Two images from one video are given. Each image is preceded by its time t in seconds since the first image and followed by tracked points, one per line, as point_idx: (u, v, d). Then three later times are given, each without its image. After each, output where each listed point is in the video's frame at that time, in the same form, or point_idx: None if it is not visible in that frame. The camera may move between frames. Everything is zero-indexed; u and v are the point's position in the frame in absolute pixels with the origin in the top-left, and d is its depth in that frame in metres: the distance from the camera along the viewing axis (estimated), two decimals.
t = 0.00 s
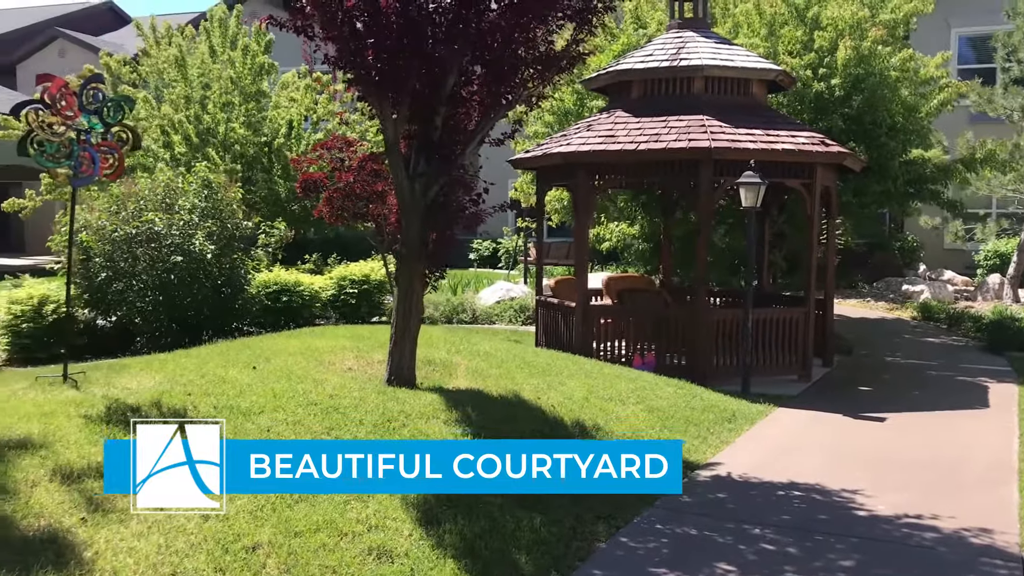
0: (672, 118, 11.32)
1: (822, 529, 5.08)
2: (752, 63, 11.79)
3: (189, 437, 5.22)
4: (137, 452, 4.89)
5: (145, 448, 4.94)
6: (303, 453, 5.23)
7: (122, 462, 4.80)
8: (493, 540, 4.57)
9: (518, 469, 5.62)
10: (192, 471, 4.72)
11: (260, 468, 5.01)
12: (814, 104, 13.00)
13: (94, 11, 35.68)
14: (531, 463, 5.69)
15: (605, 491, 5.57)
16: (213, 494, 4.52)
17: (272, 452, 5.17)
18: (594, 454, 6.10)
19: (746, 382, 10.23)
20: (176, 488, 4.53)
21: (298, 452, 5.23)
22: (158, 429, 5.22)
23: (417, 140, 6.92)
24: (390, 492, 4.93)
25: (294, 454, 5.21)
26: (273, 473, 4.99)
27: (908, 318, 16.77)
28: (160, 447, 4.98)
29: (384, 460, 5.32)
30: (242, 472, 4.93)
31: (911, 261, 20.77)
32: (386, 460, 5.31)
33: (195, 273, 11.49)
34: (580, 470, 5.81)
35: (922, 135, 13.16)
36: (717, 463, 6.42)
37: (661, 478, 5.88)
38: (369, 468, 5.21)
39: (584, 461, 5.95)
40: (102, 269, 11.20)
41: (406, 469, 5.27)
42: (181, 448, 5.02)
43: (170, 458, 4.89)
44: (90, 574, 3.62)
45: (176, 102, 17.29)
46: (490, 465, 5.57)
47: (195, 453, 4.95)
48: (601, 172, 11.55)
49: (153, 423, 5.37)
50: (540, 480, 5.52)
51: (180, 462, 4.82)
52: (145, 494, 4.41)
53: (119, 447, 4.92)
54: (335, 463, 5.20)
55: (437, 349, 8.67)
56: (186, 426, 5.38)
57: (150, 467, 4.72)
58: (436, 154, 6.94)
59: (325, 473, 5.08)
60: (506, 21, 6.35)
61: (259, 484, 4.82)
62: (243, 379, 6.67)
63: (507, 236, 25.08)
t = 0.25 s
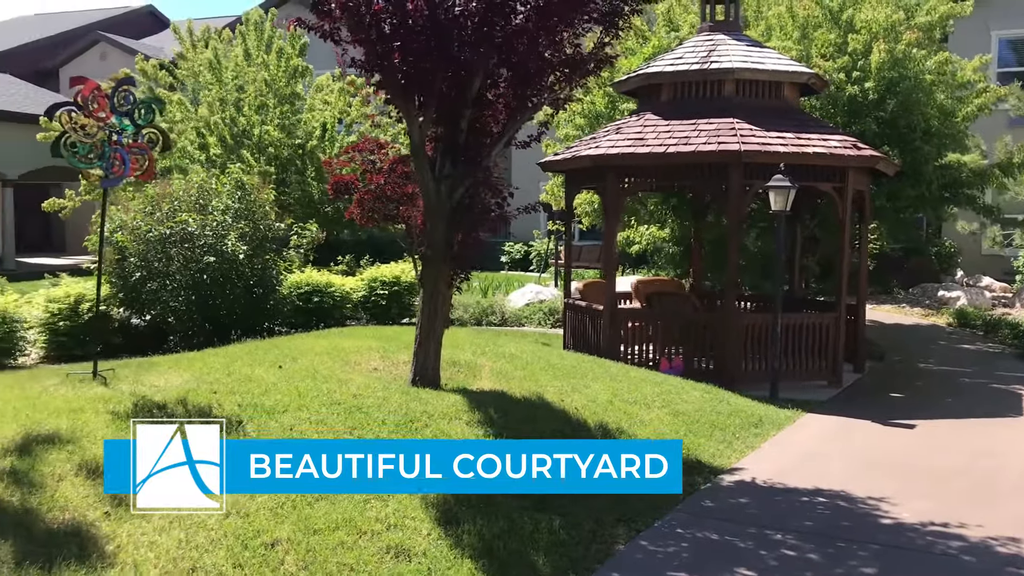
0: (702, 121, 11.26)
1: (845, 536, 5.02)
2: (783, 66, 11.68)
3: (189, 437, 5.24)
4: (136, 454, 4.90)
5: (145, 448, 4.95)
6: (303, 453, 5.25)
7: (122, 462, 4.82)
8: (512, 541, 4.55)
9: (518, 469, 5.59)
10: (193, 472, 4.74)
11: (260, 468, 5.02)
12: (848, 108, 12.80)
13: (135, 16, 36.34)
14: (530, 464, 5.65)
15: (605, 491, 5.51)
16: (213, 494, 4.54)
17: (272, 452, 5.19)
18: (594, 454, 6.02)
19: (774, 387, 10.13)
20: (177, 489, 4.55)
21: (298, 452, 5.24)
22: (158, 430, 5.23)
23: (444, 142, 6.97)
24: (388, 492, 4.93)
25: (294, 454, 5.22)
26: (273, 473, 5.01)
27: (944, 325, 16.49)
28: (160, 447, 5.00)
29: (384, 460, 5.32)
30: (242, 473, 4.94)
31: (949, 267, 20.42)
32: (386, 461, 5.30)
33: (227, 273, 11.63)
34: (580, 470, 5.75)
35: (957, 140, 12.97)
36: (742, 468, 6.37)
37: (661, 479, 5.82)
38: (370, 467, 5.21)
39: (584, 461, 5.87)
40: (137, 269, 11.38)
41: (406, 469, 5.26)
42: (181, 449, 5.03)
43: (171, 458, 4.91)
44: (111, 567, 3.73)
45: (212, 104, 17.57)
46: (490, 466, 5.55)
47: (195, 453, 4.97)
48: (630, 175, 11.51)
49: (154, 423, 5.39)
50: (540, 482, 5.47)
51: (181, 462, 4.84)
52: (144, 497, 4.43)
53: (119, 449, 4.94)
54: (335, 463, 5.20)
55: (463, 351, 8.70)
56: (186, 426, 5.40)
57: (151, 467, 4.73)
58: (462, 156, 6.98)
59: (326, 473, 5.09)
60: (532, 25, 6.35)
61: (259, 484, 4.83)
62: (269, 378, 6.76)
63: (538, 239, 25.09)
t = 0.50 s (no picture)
0: (740, 121, 11.16)
1: (875, 540, 4.96)
2: (823, 66, 11.54)
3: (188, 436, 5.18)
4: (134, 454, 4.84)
5: (145, 448, 4.90)
6: (304, 452, 5.17)
7: (121, 462, 4.77)
8: (538, 537, 4.55)
9: (518, 469, 5.47)
10: (193, 472, 4.69)
11: (260, 468, 4.96)
12: (890, 108, 12.62)
13: (182, 16, 37.04)
14: (531, 464, 5.52)
15: (609, 491, 5.38)
16: (212, 493, 4.50)
17: (272, 452, 5.12)
18: (596, 454, 5.87)
19: (810, 391, 10.01)
20: (176, 489, 4.50)
21: (298, 452, 5.17)
22: (159, 429, 5.18)
23: (478, 142, 7.01)
24: (387, 492, 4.86)
25: (294, 454, 5.15)
26: (273, 473, 4.95)
27: (989, 330, 16.14)
28: (160, 447, 4.94)
29: (384, 460, 5.24)
30: (242, 473, 4.88)
31: (995, 271, 19.98)
32: (386, 461, 5.23)
33: (267, 270, 11.86)
34: (580, 470, 5.62)
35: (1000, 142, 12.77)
36: (774, 471, 6.31)
37: (661, 479, 5.70)
38: (370, 468, 5.15)
39: (584, 461, 5.72)
40: (179, 265, 11.62)
41: (406, 469, 5.17)
42: (181, 448, 4.97)
43: (171, 457, 4.86)
44: (141, 553, 3.85)
45: (255, 103, 17.85)
46: (491, 465, 5.44)
47: (195, 452, 4.91)
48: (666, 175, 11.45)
49: (155, 423, 5.33)
50: (540, 482, 5.35)
51: (181, 462, 4.80)
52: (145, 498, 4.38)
53: (119, 447, 4.88)
54: (335, 463, 5.14)
55: (495, 349, 8.74)
56: (187, 424, 5.34)
57: (151, 467, 4.69)
58: (496, 155, 7.02)
59: (326, 473, 5.04)
60: (566, 25, 6.38)
61: (259, 484, 4.77)
62: (303, 373, 6.87)
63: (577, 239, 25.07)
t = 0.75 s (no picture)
0: (784, 120, 11.03)
1: (915, 544, 4.89)
2: (870, 64, 11.35)
3: (189, 436, 5.12)
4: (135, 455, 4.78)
5: (145, 449, 4.83)
6: (304, 452, 5.11)
7: (121, 463, 4.72)
8: (572, 532, 4.56)
9: (518, 468, 5.32)
10: (192, 473, 4.64)
11: (259, 468, 4.90)
12: (940, 107, 12.27)
13: (234, 16, 37.71)
14: (532, 464, 5.37)
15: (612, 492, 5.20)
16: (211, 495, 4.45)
17: (272, 451, 5.05)
18: (595, 451, 5.67)
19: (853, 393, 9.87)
20: (177, 491, 4.46)
21: (298, 452, 5.11)
22: (158, 429, 5.12)
23: (517, 140, 7.03)
24: (386, 493, 4.78)
25: (295, 454, 5.09)
26: (272, 473, 4.89)
27: None
28: (160, 447, 4.88)
29: (384, 460, 5.16)
30: (241, 473, 4.83)
31: None
32: (386, 460, 5.14)
33: (313, 267, 12.06)
34: (581, 470, 5.44)
35: None
36: (815, 472, 6.24)
37: (660, 480, 5.49)
38: (369, 467, 5.07)
39: (584, 460, 5.53)
40: (227, 261, 11.84)
41: (406, 469, 5.08)
42: (181, 448, 4.92)
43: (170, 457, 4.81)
44: (181, 540, 3.98)
45: (303, 102, 18.14)
46: (491, 465, 5.31)
47: (194, 452, 4.86)
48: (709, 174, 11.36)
49: (154, 422, 5.27)
50: (540, 483, 5.19)
51: (180, 462, 4.74)
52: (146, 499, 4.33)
53: (120, 450, 4.82)
54: (335, 463, 5.06)
55: (533, 346, 8.78)
56: (187, 424, 5.29)
57: (151, 467, 4.63)
58: (536, 153, 7.04)
59: (325, 473, 4.97)
60: (607, 24, 6.38)
61: (257, 485, 4.72)
62: (344, 367, 6.98)
63: (621, 238, 25.00)
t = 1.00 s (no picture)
0: (835, 116, 10.86)
1: (965, 546, 4.80)
2: (923, 59, 11.12)
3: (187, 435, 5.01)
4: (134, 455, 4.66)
5: (145, 448, 4.72)
6: (304, 452, 5.05)
7: (121, 463, 4.64)
8: (614, 528, 4.56)
9: (518, 468, 5.20)
10: (193, 472, 4.54)
11: (259, 468, 4.86)
12: (996, 102, 11.97)
13: (286, 17, 38.31)
14: (530, 463, 5.24)
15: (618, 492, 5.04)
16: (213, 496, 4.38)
17: (273, 452, 4.99)
18: (596, 451, 5.52)
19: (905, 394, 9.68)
20: (177, 489, 4.36)
21: (298, 452, 5.03)
22: (158, 428, 5.03)
23: (562, 138, 7.04)
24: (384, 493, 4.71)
25: (295, 453, 5.03)
26: (272, 474, 4.84)
27: None
28: (159, 446, 4.79)
29: (384, 459, 5.08)
30: (241, 473, 4.80)
31: None
32: (386, 460, 5.07)
33: (362, 265, 12.24)
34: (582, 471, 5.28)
35: None
36: (863, 473, 6.14)
37: (660, 479, 5.29)
38: (369, 467, 5.01)
39: (584, 461, 5.38)
40: (278, 259, 12.05)
41: (406, 469, 5.00)
42: (181, 447, 4.82)
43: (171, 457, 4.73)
44: (229, 530, 4.09)
45: (353, 101, 18.39)
46: (491, 465, 5.20)
47: (195, 452, 4.78)
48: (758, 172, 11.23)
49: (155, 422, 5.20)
50: (541, 484, 5.05)
51: (181, 462, 4.64)
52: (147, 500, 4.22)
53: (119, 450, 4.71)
54: (335, 463, 4.99)
55: (578, 344, 8.79)
56: (187, 424, 5.20)
57: (151, 467, 4.54)
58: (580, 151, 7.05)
59: (325, 473, 4.91)
60: (652, 21, 6.36)
61: (257, 486, 4.69)
62: (390, 363, 7.09)
63: (669, 236, 24.83)
